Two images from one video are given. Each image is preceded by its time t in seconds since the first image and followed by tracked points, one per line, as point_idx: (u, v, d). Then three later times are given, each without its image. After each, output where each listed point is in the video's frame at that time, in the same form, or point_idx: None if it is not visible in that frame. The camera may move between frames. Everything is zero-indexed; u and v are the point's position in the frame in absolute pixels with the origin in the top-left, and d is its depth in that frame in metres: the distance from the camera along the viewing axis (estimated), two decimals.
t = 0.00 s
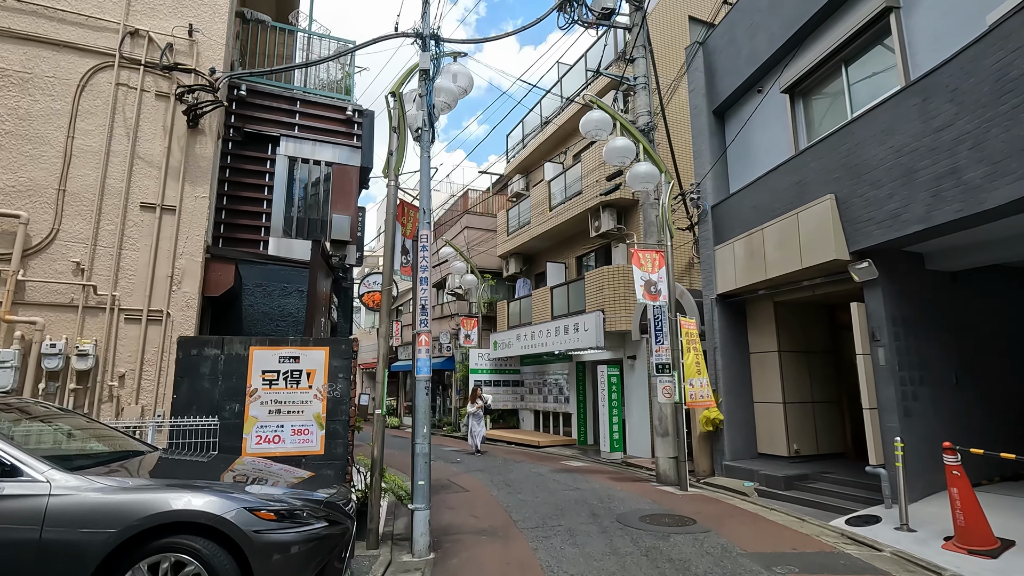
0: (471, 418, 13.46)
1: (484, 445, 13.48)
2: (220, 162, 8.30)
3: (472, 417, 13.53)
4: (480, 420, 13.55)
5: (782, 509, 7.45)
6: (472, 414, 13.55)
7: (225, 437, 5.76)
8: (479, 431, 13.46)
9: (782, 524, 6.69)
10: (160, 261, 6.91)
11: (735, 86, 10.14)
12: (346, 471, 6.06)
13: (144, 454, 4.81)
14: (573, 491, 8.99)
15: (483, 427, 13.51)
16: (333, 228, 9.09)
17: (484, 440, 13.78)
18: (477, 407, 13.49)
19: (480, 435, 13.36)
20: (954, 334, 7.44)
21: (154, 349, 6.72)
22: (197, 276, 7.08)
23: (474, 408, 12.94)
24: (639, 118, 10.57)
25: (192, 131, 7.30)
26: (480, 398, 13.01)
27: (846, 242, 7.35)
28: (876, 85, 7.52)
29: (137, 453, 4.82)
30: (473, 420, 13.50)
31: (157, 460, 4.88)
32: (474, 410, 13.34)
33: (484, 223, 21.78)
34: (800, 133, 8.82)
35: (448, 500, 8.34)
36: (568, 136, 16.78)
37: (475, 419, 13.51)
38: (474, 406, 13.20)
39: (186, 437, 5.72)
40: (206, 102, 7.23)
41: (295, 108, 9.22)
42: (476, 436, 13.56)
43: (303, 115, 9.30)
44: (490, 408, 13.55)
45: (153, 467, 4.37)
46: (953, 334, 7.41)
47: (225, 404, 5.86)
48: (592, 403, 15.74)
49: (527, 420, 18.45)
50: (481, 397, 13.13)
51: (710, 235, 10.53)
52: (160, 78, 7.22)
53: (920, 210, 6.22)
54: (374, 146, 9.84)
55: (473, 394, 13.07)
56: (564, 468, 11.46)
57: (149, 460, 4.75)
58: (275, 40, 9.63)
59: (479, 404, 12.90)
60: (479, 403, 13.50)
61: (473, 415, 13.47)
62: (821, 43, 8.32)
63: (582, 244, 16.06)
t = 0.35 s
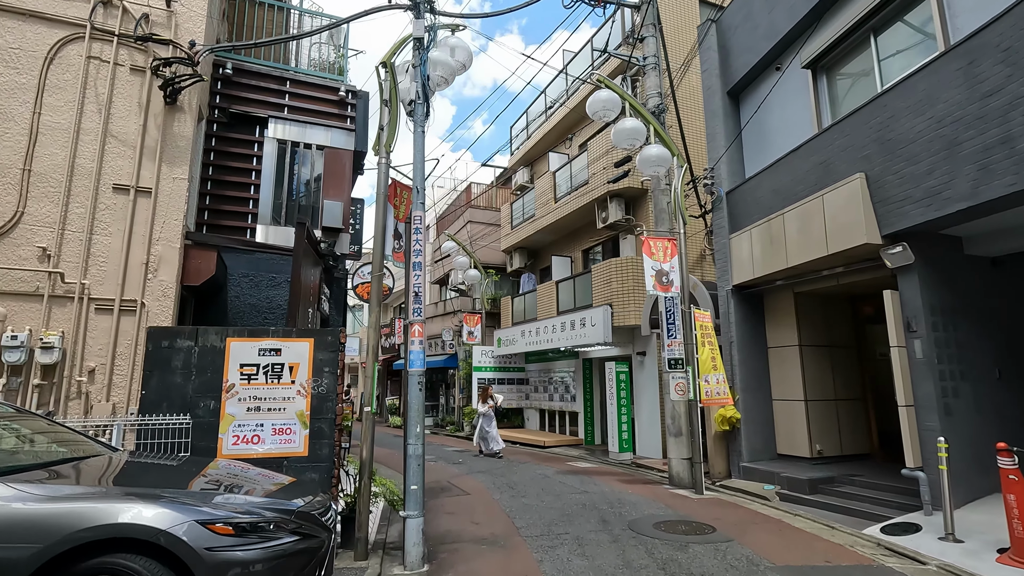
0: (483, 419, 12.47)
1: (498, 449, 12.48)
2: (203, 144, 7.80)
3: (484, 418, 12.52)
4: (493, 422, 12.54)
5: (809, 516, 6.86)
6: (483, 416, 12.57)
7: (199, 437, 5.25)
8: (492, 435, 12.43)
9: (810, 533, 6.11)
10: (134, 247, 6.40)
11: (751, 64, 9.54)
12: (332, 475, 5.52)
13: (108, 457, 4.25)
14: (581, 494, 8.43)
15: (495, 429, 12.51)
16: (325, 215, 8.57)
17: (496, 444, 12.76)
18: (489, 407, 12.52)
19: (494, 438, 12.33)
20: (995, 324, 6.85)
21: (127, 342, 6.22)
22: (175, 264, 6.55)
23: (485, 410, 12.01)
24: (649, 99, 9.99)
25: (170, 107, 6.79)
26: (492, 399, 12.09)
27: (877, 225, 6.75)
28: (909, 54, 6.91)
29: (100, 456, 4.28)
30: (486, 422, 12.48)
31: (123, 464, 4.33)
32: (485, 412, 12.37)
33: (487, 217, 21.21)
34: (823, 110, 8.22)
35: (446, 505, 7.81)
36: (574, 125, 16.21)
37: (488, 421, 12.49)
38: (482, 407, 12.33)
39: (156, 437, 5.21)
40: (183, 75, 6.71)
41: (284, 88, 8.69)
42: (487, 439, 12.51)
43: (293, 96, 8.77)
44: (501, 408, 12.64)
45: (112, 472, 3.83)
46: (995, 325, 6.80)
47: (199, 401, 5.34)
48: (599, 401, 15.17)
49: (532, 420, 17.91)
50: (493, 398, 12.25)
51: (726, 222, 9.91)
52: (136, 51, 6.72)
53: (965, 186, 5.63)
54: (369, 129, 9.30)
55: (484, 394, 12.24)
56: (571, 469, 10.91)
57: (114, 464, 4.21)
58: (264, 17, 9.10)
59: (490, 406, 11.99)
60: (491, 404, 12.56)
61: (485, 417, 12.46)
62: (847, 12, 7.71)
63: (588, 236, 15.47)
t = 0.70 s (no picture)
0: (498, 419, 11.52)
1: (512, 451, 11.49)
2: (189, 127, 7.28)
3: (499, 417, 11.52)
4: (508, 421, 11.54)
5: (844, 528, 6.29)
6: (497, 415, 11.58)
7: (175, 442, 4.75)
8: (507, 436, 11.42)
9: (850, 548, 5.54)
10: (110, 235, 5.89)
11: (775, 42, 8.96)
12: (324, 485, 4.99)
13: (75, 472, 3.69)
14: (594, 500, 7.89)
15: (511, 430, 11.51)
16: (320, 204, 8.05)
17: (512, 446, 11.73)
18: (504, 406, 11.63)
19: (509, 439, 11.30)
20: None
21: (102, 337, 5.72)
22: (155, 253, 6.04)
23: (501, 409, 11.23)
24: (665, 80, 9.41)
25: (151, 84, 6.28)
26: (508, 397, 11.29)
27: (921, 209, 6.17)
28: (956, 23, 6.32)
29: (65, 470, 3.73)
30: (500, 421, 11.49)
31: (87, 475, 3.81)
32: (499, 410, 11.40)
33: (492, 211, 20.65)
34: (856, 89, 7.64)
35: (450, 513, 7.28)
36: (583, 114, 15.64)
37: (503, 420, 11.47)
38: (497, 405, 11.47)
39: (128, 442, 4.70)
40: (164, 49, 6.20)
41: (277, 69, 8.17)
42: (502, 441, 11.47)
43: (286, 77, 8.25)
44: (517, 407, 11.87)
45: (73, 492, 3.27)
46: None
47: (176, 402, 4.83)
48: (609, 401, 14.61)
49: (539, 419, 17.36)
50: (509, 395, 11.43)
51: (747, 211, 9.30)
52: (114, 23, 6.22)
53: None
54: (367, 113, 8.78)
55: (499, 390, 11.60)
56: (581, 473, 10.35)
57: (80, 480, 3.65)
58: None
59: (505, 404, 11.24)
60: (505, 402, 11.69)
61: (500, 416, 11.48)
62: None
63: (598, 229, 14.91)
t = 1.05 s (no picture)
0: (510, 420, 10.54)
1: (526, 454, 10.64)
2: (170, 105, 6.76)
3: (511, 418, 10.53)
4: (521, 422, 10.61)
5: (884, 539, 5.73)
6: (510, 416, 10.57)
7: (143, 447, 4.24)
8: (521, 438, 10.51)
9: (897, 564, 4.98)
10: (79, 218, 5.39)
11: (799, 14, 8.35)
12: (309, 495, 4.48)
13: (29, 486, 3.20)
14: (607, 505, 7.36)
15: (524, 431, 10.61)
16: (312, 188, 7.54)
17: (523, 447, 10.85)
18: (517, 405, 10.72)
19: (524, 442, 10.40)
20: None
21: (69, 330, 5.21)
22: (128, 239, 5.54)
23: (516, 410, 10.34)
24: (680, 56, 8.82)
25: (125, 55, 5.78)
26: (525, 397, 10.42)
27: (972, 188, 5.58)
28: None
29: (17, 485, 3.24)
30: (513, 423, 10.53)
31: (36, 488, 3.31)
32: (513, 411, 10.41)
33: (497, 202, 20.08)
34: (891, 60, 7.04)
35: (452, 521, 6.77)
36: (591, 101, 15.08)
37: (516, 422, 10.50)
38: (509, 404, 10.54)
39: (89, 447, 4.20)
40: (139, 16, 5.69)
41: (266, 44, 7.66)
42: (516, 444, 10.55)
43: (275, 53, 7.74)
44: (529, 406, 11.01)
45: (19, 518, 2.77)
46: None
47: (144, 402, 4.32)
48: (619, 398, 14.07)
49: (546, 417, 16.85)
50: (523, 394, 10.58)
51: (768, 196, 8.70)
52: None
53: None
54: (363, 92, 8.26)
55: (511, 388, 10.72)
56: (591, 474, 9.82)
57: (32, 497, 3.16)
58: None
59: (521, 404, 10.37)
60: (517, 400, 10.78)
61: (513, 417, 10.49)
62: None
63: (606, 219, 14.34)
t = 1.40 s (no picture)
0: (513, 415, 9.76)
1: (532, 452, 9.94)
2: (128, 70, 6.15)
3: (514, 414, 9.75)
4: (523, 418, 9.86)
5: (914, 546, 5.20)
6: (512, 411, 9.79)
7: (73, 448, 3.66)
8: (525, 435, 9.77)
9: None
10: (16, 188, 4.77)
11: None
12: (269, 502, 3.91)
13: None
14: (608, 506, 6.81)
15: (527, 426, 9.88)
16: (287, 162, 6.93)
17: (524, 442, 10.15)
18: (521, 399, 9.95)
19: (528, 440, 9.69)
20: None
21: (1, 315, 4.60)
22: (73, 213, 4.92)
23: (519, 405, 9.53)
24: (687, 25, 8.21)
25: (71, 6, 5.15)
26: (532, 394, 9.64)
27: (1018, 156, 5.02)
28: None
29: None
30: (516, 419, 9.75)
31: None
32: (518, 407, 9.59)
33: (492, 190, 19.45)
34: (921, 22, 6.46)
35: (440, 525, 6.22)
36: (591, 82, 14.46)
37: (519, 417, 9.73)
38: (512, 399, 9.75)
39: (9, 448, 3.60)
40: None
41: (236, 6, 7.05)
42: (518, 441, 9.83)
43: (247, 16, 7.14)
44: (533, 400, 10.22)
45: None
46: None
47: (75, 395, 3.72)
48: (618, 391, 13.54)
49: (543, 410, 16.31)
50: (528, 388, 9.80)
51: (781, 175, 8.11)
52: None
53: None
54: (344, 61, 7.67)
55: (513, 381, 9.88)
56: (591, 471, 9.29)
57: None
58: None
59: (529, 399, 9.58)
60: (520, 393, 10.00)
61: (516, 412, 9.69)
62: None
63: (606, 205, 13.75)
